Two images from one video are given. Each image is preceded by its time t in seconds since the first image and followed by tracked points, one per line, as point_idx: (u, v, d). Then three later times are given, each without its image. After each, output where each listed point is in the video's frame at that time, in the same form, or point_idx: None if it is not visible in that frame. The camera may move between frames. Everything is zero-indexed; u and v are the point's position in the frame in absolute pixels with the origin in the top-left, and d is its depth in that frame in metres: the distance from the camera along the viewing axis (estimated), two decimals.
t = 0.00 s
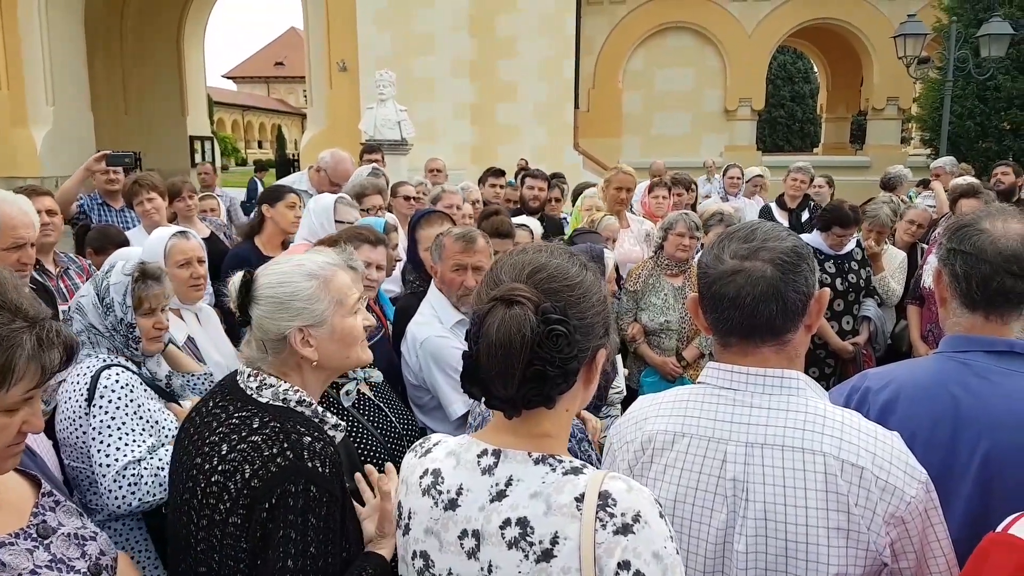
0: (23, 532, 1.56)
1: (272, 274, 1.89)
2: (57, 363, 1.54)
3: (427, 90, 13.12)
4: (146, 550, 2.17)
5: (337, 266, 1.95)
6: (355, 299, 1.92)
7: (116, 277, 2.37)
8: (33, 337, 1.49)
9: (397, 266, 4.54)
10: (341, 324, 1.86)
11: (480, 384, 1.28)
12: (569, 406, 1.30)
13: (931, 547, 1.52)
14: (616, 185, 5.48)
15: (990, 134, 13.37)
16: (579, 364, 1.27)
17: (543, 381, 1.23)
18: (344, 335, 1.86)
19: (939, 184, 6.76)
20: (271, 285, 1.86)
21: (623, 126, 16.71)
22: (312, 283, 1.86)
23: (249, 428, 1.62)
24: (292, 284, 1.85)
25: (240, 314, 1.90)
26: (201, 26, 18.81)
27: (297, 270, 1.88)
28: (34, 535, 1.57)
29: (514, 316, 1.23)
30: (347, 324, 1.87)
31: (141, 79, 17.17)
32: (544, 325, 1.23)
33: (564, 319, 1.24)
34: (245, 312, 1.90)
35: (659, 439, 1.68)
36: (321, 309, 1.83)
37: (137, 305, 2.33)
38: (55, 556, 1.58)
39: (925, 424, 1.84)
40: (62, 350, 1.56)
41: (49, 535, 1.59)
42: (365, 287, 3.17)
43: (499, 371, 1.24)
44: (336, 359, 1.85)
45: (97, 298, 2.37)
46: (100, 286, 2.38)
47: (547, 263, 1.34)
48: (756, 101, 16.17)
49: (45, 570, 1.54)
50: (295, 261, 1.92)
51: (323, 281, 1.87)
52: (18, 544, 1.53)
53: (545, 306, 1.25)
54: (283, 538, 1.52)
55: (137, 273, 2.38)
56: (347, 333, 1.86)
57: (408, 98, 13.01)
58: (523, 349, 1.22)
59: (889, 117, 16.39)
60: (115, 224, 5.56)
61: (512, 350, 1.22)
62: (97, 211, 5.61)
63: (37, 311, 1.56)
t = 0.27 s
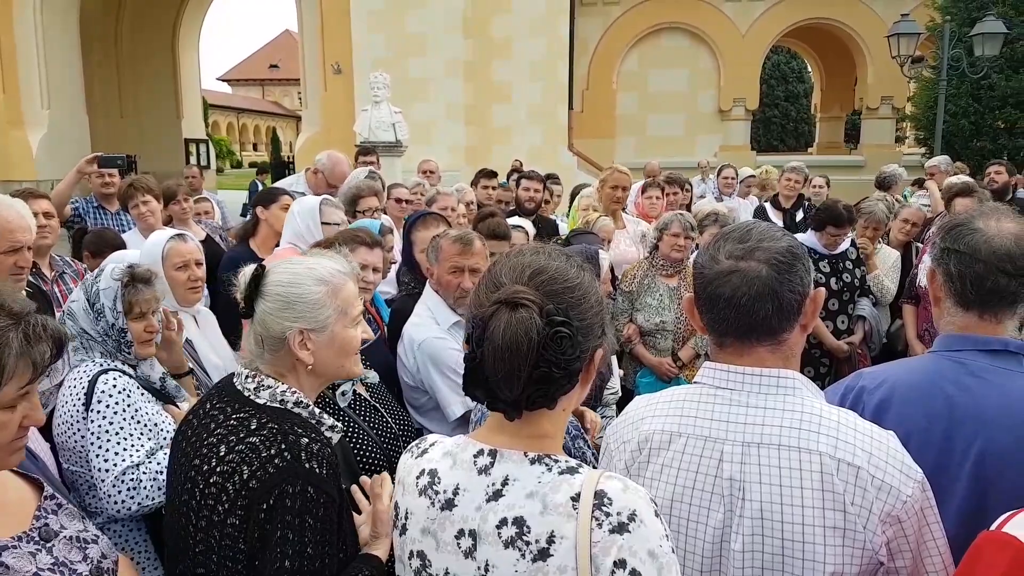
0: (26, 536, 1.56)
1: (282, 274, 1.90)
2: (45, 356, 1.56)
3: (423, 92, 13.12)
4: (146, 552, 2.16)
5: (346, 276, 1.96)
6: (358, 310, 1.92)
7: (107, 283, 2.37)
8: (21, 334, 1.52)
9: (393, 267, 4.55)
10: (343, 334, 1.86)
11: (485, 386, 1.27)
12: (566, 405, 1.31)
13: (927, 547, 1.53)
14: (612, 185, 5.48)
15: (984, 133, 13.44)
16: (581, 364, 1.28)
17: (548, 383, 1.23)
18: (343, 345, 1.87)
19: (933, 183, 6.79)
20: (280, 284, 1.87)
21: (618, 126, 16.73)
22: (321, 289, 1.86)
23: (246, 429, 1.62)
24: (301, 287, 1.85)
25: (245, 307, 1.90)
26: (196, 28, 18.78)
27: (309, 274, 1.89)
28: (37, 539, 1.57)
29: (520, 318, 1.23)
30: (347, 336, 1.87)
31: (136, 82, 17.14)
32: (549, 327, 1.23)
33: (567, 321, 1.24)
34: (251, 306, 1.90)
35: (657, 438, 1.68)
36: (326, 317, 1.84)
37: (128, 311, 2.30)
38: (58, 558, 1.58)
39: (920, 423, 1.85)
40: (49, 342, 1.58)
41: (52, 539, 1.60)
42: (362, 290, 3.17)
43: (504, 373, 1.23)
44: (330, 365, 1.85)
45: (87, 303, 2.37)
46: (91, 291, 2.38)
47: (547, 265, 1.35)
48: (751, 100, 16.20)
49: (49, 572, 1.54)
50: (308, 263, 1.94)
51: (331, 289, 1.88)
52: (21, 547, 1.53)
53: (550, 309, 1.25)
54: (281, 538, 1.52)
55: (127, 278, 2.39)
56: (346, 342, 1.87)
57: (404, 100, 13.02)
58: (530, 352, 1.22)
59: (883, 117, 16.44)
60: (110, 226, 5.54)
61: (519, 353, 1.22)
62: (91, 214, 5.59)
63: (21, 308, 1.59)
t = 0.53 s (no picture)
0: (31, 531, 1.57)
1: (291, 269, 1.92)
2: (16, 331, 1.56)
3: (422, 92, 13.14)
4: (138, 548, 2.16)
5: (352, 280, 1.98)
6: (358, 314, 1.93)
7: (103, 280, 2.37)
8: None
9: (390, 267, 4.56)
10: (342, 336, 1.88)
11: (507, 390, 1.25)
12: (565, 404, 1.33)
13: (918, 549, 1.55)
14: (610, 187, 5.50)
15: (981, 139, 13.50)
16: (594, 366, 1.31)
17: (572, 384, 1.26)
18: (340, 347, 1.87)
19: (930, 188, 6.83)
20: (287, 278, 1.89)
21: (616, 129, 16.76)
22: (327, 290, 1.88)
23: (244, 426, 1.63)
24: (308, 285, 1.87)
25: (247, 298, 1.90)
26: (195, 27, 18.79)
27: (317, 273, 1.91)
28: (43, 533, 1.58)
29: (548, 322, 1.24)
30: (346, 338, 1.89)
31: (135, 80, 17.14)
32: (573, 330, 1.26)
33: (587, 325, 1.28)
34: (254, 296, 1.89)
35: (651, 439, 1.69)
36: (329, 317, 1.86)
37: (123, 309, 2.33)
38: (62, 553, 1.59)
39: (911, 425, 1.87)
40: (16, 318, 1.58)
41: (57, 533, 1.60)
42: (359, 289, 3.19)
43: (531, 376, 1.23)
44: (326, 366, 1.86)
45: (83, 299, 2.37)
46: (87, 287, 2.38)
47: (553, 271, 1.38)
48: (749, 104, 16.25)
49: (53, 567, 1.55)
50: (318, 263, 1.96)
51: (337, 291, 1.90)
52: (26, 542, 1.54)
53: (571, 313, 1.28)
54: (279, 534, 1.53)
55: (125, 276, 2.39)
56: (343, 344, 1.88)
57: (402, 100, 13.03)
58: (559, 356, 1.24)
59: (881, 122, 16.52)
60: (107, 224, 5.55)
61: (549, 356, 1.23)
62: (89, 211, 5.60)
63: None
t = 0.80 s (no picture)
0: (43, 535, 1.57)
1: (295, 273, 1.92)
2: (29, 338, 1.58)
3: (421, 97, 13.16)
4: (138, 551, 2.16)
5: (356, 283, 1.98)
6: (362, 316, 1.93)
7: (108, 283, 2.36)
8: None
9: (389, 272, 4.56)
10: (346, 339, 1.88)
11: (520, 397, 1.25)
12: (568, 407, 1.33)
13: (919, 556, 1.55)
14: (609, 191, 5.51)
15: (980, 143, 13.52)
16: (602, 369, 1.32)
17: (585, 387, 1.27)
18: (344, 351, 1.88)
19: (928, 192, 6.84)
20: (291, 282, 1.89)
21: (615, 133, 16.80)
22: (331, 293, 1.88)
23: (247, 429, 1.63)
24: (313, 288, 1.88)
25: (254, 302, 1.91)
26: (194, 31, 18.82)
27: (320, 276, 1.91)
28: (54, 537, 1.59)
29: (565, 327, 1.25)
30: (350, 341, 1.89)
31: (134, 84, 17.15)
32: (587, 336, 1.27)
33: (597, 330, 1.29)
34: (260, 300, 1.90)
35: (651, 445, 1.70)
36: (333, 320, 1.86)
37: (127, 312, 2.32)
38: (74, 557, 1.59)
39: (910, 431, 1.87)
40: (28, 325, 1.59)
41: (68, 537, 1.61)
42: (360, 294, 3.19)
43: (547, 383, 1.24)
44: (330, 371, 1.86)
45: (87, 301, 2.36)
46: (91, 290, 2.36)
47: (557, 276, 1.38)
48: (747, 109, 16.29)
49: (65, 570, 1.55)
50: (321, 266, 1.96)
51: (341, 293, 1.90)
52: (39, 545, 1.54)
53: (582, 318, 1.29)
54: (281, 537, 1.53)
55: (130, 279, 2.38)
56: (347, 349, 1.88)
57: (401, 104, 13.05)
58: (576, 362, 1.24)
59: (879, 126, 16.58)
60: (106, 228, 5.54)
61: (565, 362, 1.23)
62: (87, 215, 5.59)
63: None
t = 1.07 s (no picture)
0: (48, 539, 1.57)
1: (305, 279, 1.93)
2: (37, 343, 1.59)
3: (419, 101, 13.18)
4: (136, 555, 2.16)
5: (364, 290, 1.99)
6: (370, 323, 1.94)
7: (110, 287, 2.36)
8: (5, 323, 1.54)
9: (389, 275, 4.56)
10: (354, 345, 1.88)
11: (519, 401, 1.25)
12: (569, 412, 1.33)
13: (919, 558, 1.55)
14: (608, 195, 5.52)
15: (977, 146, 13.56)
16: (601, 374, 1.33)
17: (584, 390, 1.27)
18: (352, 357, 1.88)
19: (926, 195, 6.86)
20: (302, 288, 1.89)
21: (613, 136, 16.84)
22: (340, 299, 1.89)
23: (249, 434, 1.64)
24: (321, 294, 1.88)
25: (263, 310, 1.92)
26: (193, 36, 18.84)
27: (330, 283, 1.92)
28: (59, 542, 1.59)
29: (564, 331, 1.25)
30: (357, 347, 1.89)
31: (133, 89, 17.16)
32: (585, 340, 1.27)
33: (596, 334, 1.30)
34: (270, 307, 1.91)
35: (652, 449, 1.70)
36: (341, 326, 1.87)
37: (129, 318, 2.34)
38: (78, 562, 1.59)
39: (909, 433, 1.88)
40: (37, 331, 1.60)
41: (73, 542, 1.61)
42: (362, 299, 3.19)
43: (546, 387, 1.24)
44: (336, 376, 1.87)
45: (88, 305, 2.35)
46: (93, 294, 2.36)
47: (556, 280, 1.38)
48: (745, 112, 16.33)
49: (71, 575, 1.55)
50: (331, 274, 1.97)
51: (349, 299, 1.91)
52: (44, 550, 1.54)
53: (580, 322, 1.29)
54: (282, 543, 1.54)
55: (132, 283, 2.38)
56: (355, 355, 1.89)
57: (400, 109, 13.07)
58: (574, 367, 1.25)
59: (877, 129, 16.62)
60: (105, 233, 5.54)
61: (563, 366, 1.24)
62: (86, 220, 5.59)
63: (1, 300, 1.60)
